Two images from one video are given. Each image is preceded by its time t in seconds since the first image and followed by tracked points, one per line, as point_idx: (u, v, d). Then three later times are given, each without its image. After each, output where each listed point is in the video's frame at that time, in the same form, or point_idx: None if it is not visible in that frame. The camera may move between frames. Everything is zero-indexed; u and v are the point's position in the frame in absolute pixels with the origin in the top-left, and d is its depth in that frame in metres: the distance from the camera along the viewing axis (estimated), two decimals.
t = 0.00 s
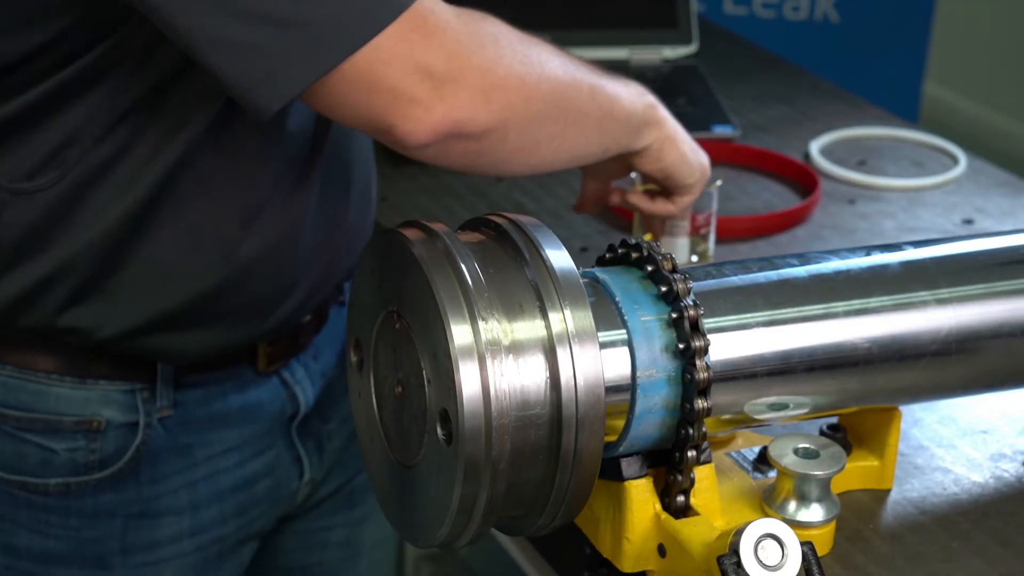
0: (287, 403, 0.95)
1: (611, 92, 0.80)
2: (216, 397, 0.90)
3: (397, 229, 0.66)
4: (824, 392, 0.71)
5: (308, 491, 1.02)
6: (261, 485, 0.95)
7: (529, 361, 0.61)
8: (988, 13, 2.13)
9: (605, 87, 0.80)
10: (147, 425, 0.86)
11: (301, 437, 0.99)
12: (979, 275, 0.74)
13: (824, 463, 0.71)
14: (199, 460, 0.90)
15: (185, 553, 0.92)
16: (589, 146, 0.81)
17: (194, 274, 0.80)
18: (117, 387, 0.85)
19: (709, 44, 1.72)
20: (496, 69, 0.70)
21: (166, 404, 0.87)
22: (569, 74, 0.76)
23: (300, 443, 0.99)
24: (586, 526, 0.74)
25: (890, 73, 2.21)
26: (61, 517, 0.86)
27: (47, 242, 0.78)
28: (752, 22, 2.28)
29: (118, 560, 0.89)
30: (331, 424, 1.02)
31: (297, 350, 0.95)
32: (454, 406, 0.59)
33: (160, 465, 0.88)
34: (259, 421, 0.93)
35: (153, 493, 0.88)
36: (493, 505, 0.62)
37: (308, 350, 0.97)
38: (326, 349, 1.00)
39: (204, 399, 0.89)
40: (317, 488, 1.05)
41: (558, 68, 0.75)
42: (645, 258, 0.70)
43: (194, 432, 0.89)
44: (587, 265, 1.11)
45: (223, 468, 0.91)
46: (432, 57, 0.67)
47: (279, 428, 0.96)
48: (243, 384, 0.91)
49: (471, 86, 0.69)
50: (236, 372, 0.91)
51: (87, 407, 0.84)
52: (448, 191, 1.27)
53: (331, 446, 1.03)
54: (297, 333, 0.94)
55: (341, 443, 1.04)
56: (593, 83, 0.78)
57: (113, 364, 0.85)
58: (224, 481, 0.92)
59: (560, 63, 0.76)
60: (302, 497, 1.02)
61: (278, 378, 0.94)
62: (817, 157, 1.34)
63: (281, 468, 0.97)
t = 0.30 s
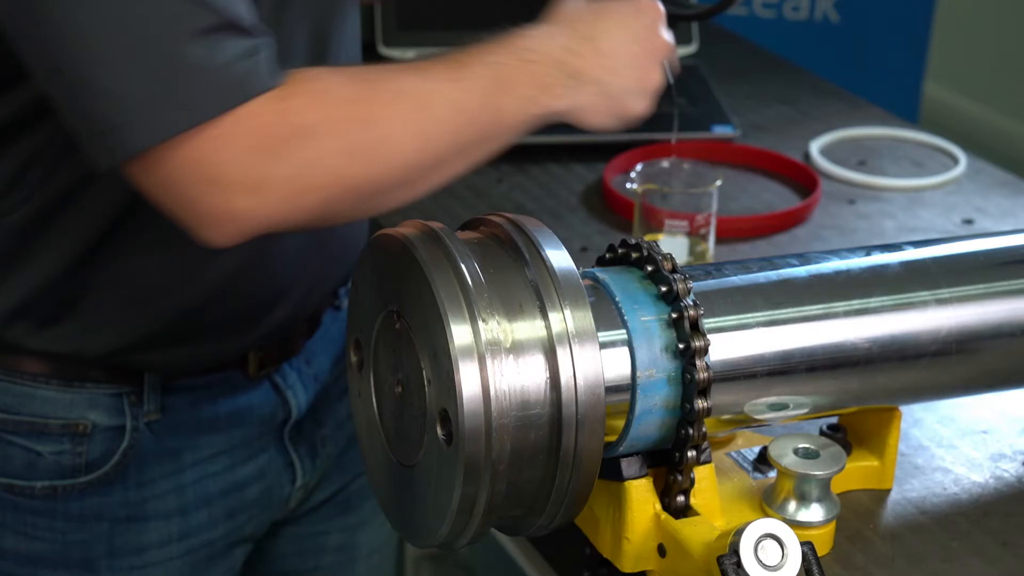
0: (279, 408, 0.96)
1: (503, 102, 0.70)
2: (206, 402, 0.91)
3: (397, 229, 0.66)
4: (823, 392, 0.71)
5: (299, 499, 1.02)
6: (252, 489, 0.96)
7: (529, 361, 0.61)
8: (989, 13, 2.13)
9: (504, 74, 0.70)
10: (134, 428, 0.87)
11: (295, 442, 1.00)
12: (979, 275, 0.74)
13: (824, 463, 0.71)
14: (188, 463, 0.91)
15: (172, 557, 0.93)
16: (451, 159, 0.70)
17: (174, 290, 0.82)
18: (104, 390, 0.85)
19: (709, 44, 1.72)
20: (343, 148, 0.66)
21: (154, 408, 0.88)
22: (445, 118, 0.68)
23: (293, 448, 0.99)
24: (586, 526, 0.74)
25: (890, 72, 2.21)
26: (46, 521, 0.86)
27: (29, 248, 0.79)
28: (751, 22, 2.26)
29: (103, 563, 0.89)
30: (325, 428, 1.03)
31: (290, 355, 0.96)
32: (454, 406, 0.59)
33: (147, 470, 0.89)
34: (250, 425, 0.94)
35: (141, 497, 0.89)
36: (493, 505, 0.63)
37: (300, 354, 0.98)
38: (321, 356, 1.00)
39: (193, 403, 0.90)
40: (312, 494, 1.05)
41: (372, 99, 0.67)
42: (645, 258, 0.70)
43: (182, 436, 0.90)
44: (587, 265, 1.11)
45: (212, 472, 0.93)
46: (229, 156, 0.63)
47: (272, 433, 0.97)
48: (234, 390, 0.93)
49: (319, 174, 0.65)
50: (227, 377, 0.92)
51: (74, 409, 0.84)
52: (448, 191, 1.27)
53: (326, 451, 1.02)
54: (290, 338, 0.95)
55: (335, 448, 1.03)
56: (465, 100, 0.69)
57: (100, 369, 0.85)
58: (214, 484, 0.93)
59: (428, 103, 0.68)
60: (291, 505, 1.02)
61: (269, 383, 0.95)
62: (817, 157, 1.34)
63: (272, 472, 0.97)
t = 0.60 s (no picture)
0: (254, 421, 0.95)
1: (356, 86, 0.68)
2: (173, 411, 0.91)
3: (396, 229, 0.66)
4: (823, 392, 0.71)
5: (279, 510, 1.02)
6: (223, 501, 0.95)
7: (529, 361, 0.61)
8: (988, 13, 2.14)
9: (364, 56, 0.69)
10: (95, 436, 0.87)
11: (272, 453, 0.98)
12: (979, 275, 0.74)
13: (824, 463, 0.71)
14: (154, 472, 0.91)
15: (137, 566, 0.93)
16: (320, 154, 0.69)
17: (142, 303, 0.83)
18: (65, 396, 0.86)
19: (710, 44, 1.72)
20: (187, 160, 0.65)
21: (117, 415, 0.88)
22: (289, 125, 0.67)
23: (270, 460, 0.98)
24: (586, 525, 0.74)
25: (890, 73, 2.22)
26: (7, 523, 0.87)
27: None
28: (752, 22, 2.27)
29: (65, 568, 0.90)
30: (307, 443, 1.01)
31: (267, 368, 0.95)
32: (454, 406, 0.59)
33: (109, 477, 0.89)
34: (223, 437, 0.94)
35: (102, 504, 0.89)
36: (492, 505, 0.62)
37: (281, 366, 0.97)
38: (303, 370, 0.98)
39: (159, 414, 0.90)
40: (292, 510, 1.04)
41: (220, 97, 0.66)
42: (645, 258, 0.70)
43: (148, 445, 0.90)
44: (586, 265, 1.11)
45: (181, 482, 0.92)
46: (62, 184, 0.63)
47: (246, 446, 0.96)
48: (205, 401, 0.92)
49: (164, 191, 0.65)
50: (198, 390, 0.92)
51: (34, 414, 0.85)
52: (447, 191, 1.27)
53: (307, 465, 1.01)
54: (268, 351, 0.95)
55: (318, 462, 1.02)
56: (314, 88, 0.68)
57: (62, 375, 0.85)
58: (181, 495, 0.93)
59: (274, 100, 0.67)
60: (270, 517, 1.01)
61: (245, 395, 0.94)
62: (817, 157, 1.34)
63: (246, 485, 0.97)
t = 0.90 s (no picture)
0: (230, 432, 0.96)
1: (306, 94, 0.69)
2: (145, 422, 0.92)
3: (395, 229, 0.66)
4: (823, 392, 0.71)
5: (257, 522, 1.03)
6: (200, 511, 0.97)
7: (529, 361, 0.61)
8: (988, 13, 2.14)
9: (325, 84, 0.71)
10: (62, 445, 0.88)
11: (251, 465, 0.99)
12: (979, 275, 0.74)
13: (824, 463, 0.71)
14: (125, 482, 0.92)
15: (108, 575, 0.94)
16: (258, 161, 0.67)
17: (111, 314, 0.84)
18: (31, 405, 0.86)
19: (711, 45, 1.72)
20: (112, 132, 0.62)
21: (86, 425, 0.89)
22: (233, 146, 0.66)
23: (248, 473, 0.99)
24: (586, 525, 0.74)
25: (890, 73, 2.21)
26: None
27: None
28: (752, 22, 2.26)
29: None
30: (289, 455, 1.03)
31: (246, 380, 0.97)
32: (454, 406, 0.59)
33: (78, 487, 0.90)
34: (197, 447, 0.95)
35: (71, 514, 0.90)
36: (492, 505, 0.63)
37: (261, 377, 0.98)
38: (285, 382, 1.00)
39: (130, 424, 0.91)
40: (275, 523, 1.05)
41: (155, 94, 0.65)
42: (646, 258, 0.70)
43: (118, 455, 0.91)
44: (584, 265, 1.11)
45: (153, 492, 0.94)
46: None
47: (224, 457, 0.97)
48: (181, 413, 0.94)
49: (82, 165, 0.62)
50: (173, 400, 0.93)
51: None
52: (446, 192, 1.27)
53: (286, 477, 1.03)
54: (246, 362, 0.96)
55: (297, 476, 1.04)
56: (261, 89, 0.68)
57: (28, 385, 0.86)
58: (154, 505, 0.94)
59: (225, 118, 0.66)
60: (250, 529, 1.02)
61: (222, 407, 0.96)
62: (817, 157, 1.34)
63: (224, 496, 0.98)
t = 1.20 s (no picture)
0: (229, 437, 0.96)
1: (266, 103, 0.69)
2: (143, 429, 0.92)
3: (394, 229, 0.67)
4: (823, 392, 0.71)
5: (258, 530, 1.02)
6: (201, 519, 0.96)
7: (529, 361, 0.61)
8: (988, 13, 2.14)
9: (278, 75, 0.71)
10: (61, 456, 0.89)
11: (250, 471, 0.98)
12: (979, 275, 0.74)
13: (824, 463, 0.71)
14: (123, 492, 0.92)
15: None
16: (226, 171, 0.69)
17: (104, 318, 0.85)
18: (31, 416, 0.87)
19: (711, 44, 1.72)
20: (89, 155, 0.64)
21: (84, 435, 0.89)
22: (204, 158, 0.67)
23: (248, 479, 0.98)
24: (586, 526, 0.74)
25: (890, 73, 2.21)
26: None
27: None
28: (753, 22, 2.27)
29: None
30: (288, 459, 1.02)
31: (243, 386, 0.97)
32: (454, 406, 0.59)
33: (78, 499, 0.90)
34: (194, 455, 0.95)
35: (71, 524, 0.90)
36: (492, 505, 0.63)
37: (259, 383, 0.99)
38: (282, 387, 1.00)
39: (128, 432, 0.91)
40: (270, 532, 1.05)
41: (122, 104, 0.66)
42: (646, 257, 0.70)
43: (117, 464, 0.91)
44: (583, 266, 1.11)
45: (154, 501, 0.93)
46: None
47: (222, 462, 0.96)
48: (179, 419, 0.94)
49: (63, 184, 0.64)
50: (170, 408, 0.93)
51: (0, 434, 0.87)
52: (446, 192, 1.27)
53: (287, 484, 1.02)
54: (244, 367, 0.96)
55: (297, 480, 1.03)
56: (224, 99, 0.69)
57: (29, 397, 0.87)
58: (155, 514, 0.94)
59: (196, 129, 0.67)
60: (251, 535, 1.02)
61: (220, 412, 0.96)
62: (817, 157, 1.34)
63: (224, 503, 0.97)
